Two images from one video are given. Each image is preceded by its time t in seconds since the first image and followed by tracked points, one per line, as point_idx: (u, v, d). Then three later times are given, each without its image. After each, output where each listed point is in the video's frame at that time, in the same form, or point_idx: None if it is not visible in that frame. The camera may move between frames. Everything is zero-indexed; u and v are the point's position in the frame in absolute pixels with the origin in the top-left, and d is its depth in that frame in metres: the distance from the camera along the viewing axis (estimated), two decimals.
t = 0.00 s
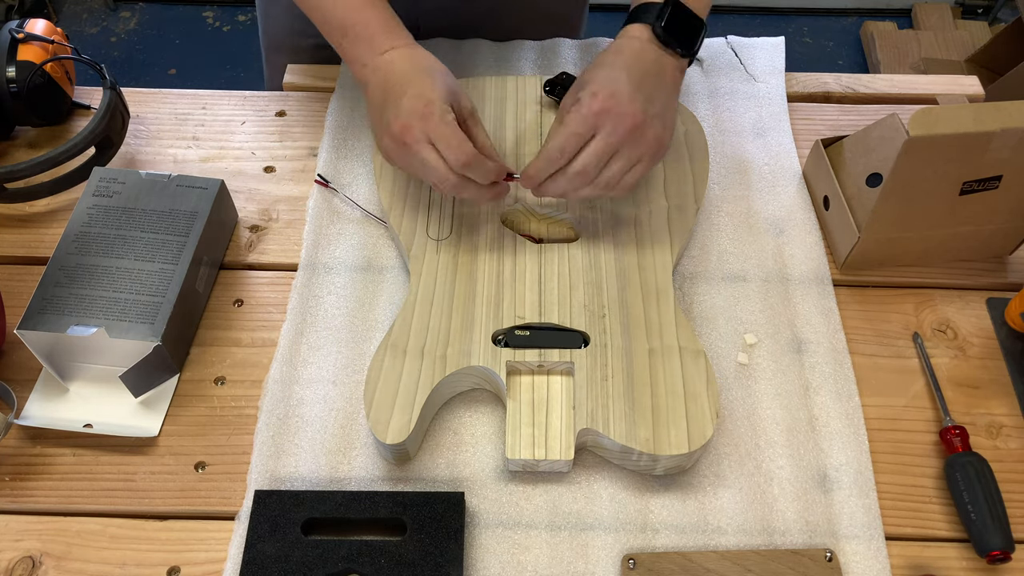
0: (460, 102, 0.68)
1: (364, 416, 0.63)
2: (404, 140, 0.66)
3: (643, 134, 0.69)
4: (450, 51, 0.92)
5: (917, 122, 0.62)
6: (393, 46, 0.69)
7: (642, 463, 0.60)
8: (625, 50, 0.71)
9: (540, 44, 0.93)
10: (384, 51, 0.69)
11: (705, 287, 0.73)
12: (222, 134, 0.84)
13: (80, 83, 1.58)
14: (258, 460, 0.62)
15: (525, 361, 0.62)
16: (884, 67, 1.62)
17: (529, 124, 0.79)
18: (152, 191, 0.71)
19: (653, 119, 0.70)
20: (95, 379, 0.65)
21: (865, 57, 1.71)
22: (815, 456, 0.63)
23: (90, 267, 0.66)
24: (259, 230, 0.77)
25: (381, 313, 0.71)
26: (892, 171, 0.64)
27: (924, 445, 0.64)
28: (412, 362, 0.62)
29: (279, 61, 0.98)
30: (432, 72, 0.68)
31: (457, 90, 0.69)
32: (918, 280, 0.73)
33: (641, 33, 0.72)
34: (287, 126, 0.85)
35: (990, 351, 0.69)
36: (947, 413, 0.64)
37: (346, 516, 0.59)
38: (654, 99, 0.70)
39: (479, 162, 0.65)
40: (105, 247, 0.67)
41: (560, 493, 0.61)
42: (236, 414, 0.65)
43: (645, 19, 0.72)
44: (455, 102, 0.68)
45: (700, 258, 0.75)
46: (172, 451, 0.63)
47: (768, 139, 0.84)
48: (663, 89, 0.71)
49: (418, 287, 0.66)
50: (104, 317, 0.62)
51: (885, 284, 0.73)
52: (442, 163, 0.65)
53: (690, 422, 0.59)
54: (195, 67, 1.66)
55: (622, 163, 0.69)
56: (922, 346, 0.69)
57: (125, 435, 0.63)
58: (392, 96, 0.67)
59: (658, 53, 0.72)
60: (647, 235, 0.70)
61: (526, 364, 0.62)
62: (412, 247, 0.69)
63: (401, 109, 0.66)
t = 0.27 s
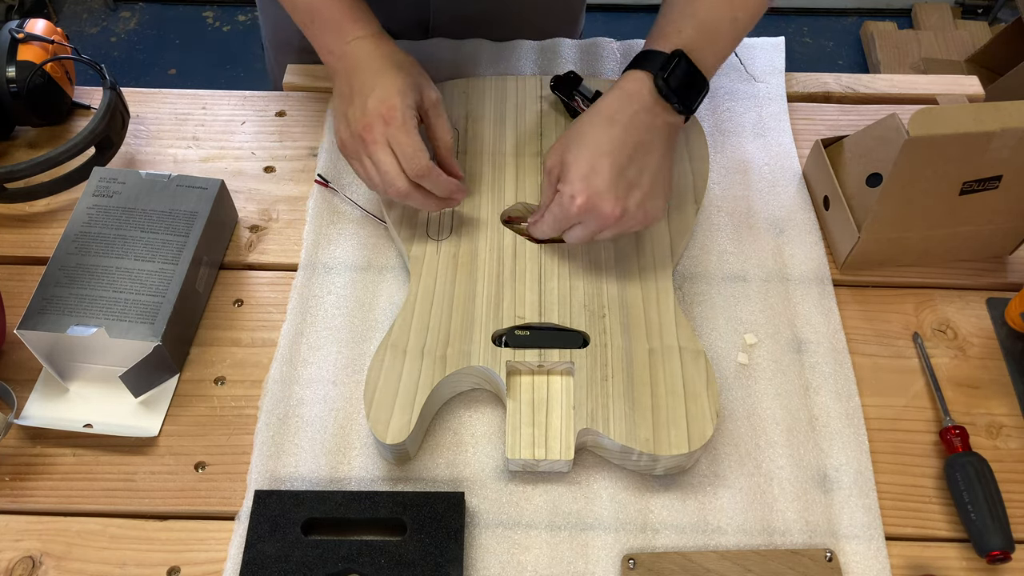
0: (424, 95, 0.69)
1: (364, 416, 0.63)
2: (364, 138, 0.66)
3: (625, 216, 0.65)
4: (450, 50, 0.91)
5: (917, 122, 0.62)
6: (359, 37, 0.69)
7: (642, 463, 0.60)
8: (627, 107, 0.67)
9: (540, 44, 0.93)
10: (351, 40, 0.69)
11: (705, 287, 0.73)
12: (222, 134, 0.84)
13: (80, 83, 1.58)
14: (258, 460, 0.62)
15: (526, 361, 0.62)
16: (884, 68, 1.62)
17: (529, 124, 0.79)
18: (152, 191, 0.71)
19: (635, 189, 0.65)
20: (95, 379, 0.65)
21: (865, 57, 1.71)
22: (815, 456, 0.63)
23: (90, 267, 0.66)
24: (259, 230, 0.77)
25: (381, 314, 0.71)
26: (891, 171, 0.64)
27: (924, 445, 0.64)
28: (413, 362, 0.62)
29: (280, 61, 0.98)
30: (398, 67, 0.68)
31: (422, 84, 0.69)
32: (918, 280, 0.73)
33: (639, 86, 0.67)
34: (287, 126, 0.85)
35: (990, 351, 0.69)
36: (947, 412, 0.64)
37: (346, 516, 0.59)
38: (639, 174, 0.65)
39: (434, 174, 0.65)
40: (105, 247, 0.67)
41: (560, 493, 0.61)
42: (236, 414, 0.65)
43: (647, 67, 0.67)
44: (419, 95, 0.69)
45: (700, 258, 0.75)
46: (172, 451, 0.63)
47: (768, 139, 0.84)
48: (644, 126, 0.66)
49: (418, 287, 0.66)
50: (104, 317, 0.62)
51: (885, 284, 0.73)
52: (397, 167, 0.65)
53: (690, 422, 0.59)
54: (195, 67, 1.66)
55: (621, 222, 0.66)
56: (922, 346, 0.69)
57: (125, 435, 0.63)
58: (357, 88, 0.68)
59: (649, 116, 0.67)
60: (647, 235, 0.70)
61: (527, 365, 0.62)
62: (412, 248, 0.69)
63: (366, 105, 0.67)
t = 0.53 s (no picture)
0: (410, 79, 0.70)
1: (364, 416, 0.63)
2: (351, 120, 0.66)
3: (600, 209, 0.65)
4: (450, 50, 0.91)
5: (917, 121, 0.62)
6: (346, 26, 0.70)
7: (642, 463, 0.60)
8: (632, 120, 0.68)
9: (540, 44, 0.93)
10: (339, 30, 0.70)
11: (705, 287, 0.73)
12: (222, 134, 0.84)
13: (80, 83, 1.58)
14: (258, 460, 0.62)
15: (526, 361, 0.62)
16: (885, 67, 1.62)
17: (529, 124, 0.79)
18: (152, 191, 0.71)
19: (616, 187, 0.66)
20: (95, 379, 0.65)
21: (866, 57, 1.71)
22: (815, 456, 0.63)
23: (90, 267, 0.66)
24: (259, 230, 0.77)
25: (381, 314, 0.71)
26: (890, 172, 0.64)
27: (924, 445, 0.64)
28: (413, 362, 0.62)
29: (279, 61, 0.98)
30: (383, 52, 0.69)
31: (407, 69, 0.70)
32: (918, 280, 0.73)
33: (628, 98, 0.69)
34: (287, 126, 0.85)
35: (990, 351, 0.69)
36: (946, 412, 0.64)
37: (346, 516, 0.59)
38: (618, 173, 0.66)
39: (424, 151, 0.65)
40: (105, 247, 0.67)
41: (560, 493, 0.61)
42: (236, 414, 0.65)
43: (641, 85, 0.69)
44: (404, 80, 0.69)
45: (700, 258, 0.75)
46: (172, 451, 0.63)
47: (768, 139, 0.84)
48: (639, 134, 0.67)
49: (418, 286, 0.66)
50: (104, 317, 0.62)
51: (885, 284, 0.73)
52: (385, 146, 0.65)
53: (690, 422, 0.59)
54: (195, 67, 1.66)
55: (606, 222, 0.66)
56: (922, 346, 0.69)
57: (124, 435, 0.63)
58: (344, 74, 0.68)
59: (641, 126, 0.68)
60: (647, 235, 0.70)
61: (526, 365, 0.62)
62: (411, 247, 0.69)
63: (352, 89, 0.67)
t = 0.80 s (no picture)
0: (389, 62, 0.69)
1: (364, 416, 0.63)
2: (327, 104, 0.65)
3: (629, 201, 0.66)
4: (450, 50, 0.91)
5: (917, 121, 0.62)
6: (327, 9, 0.70)
7: (642, 463, 0.60)
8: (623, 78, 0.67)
9: (541, 44, 0.93)
10: (319, 14, 0.69)
11: (705, 287, 0.73)
12: (222, 134, 0.84)
13: (80, 82, 1.59)
14: (258, 460, 0.62)
15: (525, 361, 0.62)
16: (885, 67, 1.62)
17: (529, 123, 0.79)
18: (152, 191, 0.71)
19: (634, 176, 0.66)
20: (95, 379, 0.65)
21: (865, 57, 1.71)
22: (815, 456, 0.63)
23: (90, 267, 0.66)
24: (259, 230, 0.77)
25: (381, 314, 0.71)
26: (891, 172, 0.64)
27: (924, 445, 0.64)
28: (413, 362, 0.62)
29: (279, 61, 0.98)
30: (363, 34, 0.68)
31: (387, 51, 0.69)
32: (918, 280, 0.73)
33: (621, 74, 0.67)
34: (287, 126, 0.85)
35: (990, 351, 0.69)
36: (947, 412, 0.64)
37: (346, 516, 0.59)
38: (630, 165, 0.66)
39: (399, 136, 0.65)
40: (105, 247, 0.67)
41: (560, 493, 0.61)
42: (236, 414, 0.65)
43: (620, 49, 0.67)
44: (383, 63, 0.69)
45: (700, 258, 0.75)
46: (172, 451, 0.63)
47: (768, 139, 0.84)
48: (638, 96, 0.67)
49: (418, 286, 0.66)
50: (104, 317, 0.62)
51: (885, 284, 0.73)
52: (361, 130, 0.65)
53: (690, 422, 0.59)
54: (195, 67, 1.66)
55: (627, 195, 0.65)
56: (922, 347, 0.69)
57: (124, 435, 0.63)
58: (323, 56, 0.67)
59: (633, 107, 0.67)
60: (647, 234, 0.70)
61: (526, 364, 0.62)
62: (411, 247, 0.69)
63: (329, 72, 0.66)
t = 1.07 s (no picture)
0: (379, 45, 0.68)
1: (364, 416, 0.63)
2: (318, 90, 0.64)
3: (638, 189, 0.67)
4: (450, 51, 0.92)
5: (917, 121, 0.62)
6: None
7: (642, 463, 0.60)
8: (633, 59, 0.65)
9: (541, 44, 0.93)
10: None
11: (705, 287, 0.73)
12: (222, 134, 0.84)
13: (80, 82, 1.59)
14: (258, 461, 0.62)
15: (525, 361, 0.62)
16: (885, 67, 1.62)
17: (529, 123, 0.79)
18: (152, 191, 0.71)
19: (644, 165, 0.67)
20: (95, 379, 0.65)
21: (865, 57, 1.71)
22: (815, 456, 0.63)
23: (90, 267, 0.66)
24: (259, 230, 0.77)
25: (381, 313, 0.71)
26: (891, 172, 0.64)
27: (924, 445, 0.64)
28: (413, 362, 0.62)
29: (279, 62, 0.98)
30: (353, 17, 0.66)
31: (376, 34, 0.68)
32: (918, 281, 0.73)
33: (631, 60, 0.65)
34: (287, 126, 0.85)
35: (990, 351, 0.69)
36: (947, 413, 0.64)
37: (346, 516, 0.59)
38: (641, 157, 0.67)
39: (393, 126, 0.66)
40: (105, 247, 0.67)
41: (560, 493, 0.61)
42: (236, 414, 0.65)
43: (615, 40, 0.66)
44: (373, 46, 0.67)
45: (700, 258, 0.75)
46: (172, 451, 0.63)
47: (768, 139, 0.84)
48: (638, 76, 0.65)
49: (418, 286, 0.67)
50: (104, 317, 0.62)
51: (885, 284, 0.73)
52: (352, 120, 0.65)
53: (690, 422, 0.59)
54: (195, 68, 1.66)
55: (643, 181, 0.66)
56: (922, 347, 0.69)
57: (125, 435, 0.63)
58: (310, 38, 0.65)
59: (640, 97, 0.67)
60: (646, 234, 0.70)
61: (526, 364, 0.62)
62: (411, 247, 0.69)
63: (319, 57, 0.64)
